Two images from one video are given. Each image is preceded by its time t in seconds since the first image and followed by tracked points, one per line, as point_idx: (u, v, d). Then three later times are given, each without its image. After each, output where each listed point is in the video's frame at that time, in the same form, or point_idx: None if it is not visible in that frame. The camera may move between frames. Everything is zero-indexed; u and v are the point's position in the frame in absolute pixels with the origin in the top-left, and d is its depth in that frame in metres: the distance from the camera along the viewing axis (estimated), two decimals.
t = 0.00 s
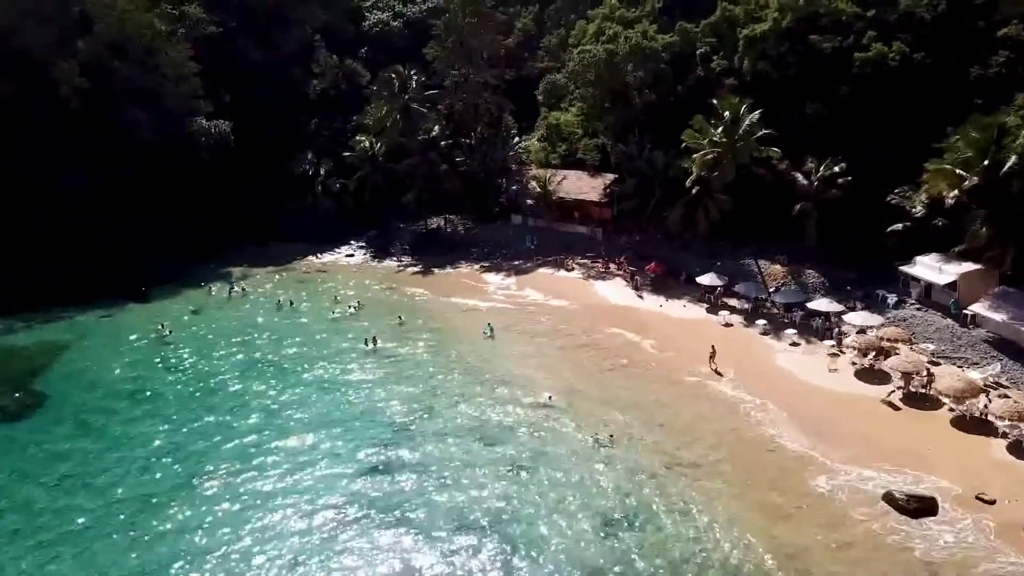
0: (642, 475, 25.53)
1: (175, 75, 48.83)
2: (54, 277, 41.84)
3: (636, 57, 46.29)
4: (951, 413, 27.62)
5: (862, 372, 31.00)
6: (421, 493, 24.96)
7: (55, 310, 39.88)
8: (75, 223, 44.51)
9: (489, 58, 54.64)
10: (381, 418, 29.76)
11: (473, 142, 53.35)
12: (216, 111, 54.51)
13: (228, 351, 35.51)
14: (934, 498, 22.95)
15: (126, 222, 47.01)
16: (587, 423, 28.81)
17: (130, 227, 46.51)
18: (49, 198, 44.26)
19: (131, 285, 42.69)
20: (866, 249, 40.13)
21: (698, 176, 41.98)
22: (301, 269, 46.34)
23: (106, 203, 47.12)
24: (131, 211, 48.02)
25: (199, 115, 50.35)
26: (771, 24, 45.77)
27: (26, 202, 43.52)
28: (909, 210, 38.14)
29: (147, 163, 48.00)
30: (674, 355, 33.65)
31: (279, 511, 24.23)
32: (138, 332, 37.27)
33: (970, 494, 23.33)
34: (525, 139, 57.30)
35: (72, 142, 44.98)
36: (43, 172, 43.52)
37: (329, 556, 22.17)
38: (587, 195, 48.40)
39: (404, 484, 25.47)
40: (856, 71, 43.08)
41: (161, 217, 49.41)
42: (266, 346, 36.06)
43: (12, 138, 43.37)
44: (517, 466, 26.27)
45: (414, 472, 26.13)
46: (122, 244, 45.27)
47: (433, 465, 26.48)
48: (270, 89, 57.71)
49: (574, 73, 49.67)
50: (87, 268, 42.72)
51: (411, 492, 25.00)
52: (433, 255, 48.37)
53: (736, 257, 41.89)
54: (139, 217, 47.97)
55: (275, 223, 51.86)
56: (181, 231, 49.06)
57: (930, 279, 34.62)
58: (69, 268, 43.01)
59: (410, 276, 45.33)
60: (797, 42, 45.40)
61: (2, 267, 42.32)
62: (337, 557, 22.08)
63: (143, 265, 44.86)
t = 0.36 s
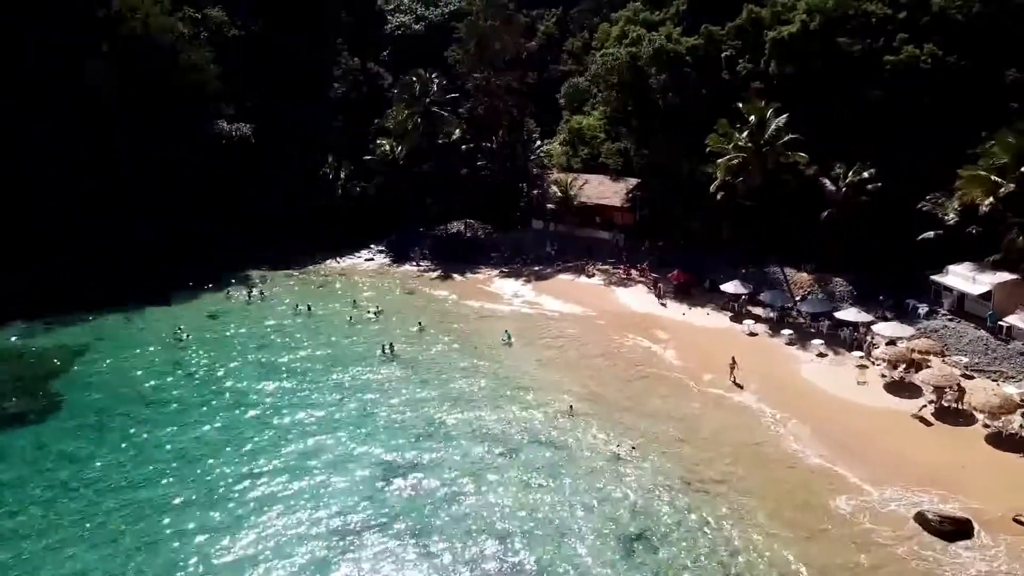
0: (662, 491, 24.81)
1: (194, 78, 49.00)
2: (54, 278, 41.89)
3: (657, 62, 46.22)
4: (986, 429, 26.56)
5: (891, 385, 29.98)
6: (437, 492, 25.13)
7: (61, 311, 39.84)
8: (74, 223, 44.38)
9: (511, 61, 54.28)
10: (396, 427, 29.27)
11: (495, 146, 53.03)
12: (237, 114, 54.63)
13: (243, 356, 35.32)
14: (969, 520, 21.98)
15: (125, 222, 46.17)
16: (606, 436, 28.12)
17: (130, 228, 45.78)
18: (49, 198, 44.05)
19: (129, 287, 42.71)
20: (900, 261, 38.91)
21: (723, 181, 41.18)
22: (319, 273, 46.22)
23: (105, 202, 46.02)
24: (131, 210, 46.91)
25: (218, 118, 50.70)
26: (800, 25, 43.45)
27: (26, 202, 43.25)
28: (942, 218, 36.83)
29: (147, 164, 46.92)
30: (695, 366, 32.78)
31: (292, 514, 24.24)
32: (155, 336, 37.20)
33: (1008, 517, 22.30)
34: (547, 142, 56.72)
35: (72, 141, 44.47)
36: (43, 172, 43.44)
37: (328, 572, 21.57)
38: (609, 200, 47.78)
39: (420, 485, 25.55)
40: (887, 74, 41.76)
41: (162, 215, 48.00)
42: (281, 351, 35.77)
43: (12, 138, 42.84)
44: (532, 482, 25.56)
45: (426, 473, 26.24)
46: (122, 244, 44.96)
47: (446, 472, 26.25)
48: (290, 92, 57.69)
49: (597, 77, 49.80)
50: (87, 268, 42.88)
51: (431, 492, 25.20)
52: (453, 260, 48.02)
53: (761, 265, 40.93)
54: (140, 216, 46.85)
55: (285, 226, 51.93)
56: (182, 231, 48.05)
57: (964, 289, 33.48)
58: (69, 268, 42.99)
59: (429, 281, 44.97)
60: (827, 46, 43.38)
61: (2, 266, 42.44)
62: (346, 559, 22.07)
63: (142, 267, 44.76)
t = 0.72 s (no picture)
0: (683, 507, 24.06)
1: (216, 81, 48.97)
2: (55, 278, 41.50)
3: (683, 65, 45.26)
4: None
5: (923, 399, 28.92)
6: (453, 497, 24.97)
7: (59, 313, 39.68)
8: (74, 222, 43.87)
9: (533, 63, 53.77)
10: (411, 437, 28.70)
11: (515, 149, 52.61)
12: (258, 117, 54.64)
13: (258, 362, 35.02)
14: (1007, 546, 20.97)
15: (125, 222, 45.67)
16: (627, 448, 27.41)
17: (130, 227, 45.29)
18: (49, 198, 43.69)
19: (129, 288, 42.37)
20: (930, 267, 38.08)
21: (748, 187, 40.35)
22: (337, 277, 45.96)
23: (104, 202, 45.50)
24: (131, 210, 46.44)
25: (240, 122, 50.56)
26: (828, 27, 42.20)
27: (25, 202, 42.71)
28: (977, 226, 35.69)
29: (149, 164, 46.60)
30: (715, 378, 31.84)
31: (307, 518, 24.12)
32: (173, 340, 37.04)
33: None
34: (568, 146, 56.13)
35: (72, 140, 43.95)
36: (43, 171, 43.19)
37: None
38: (631, 205, 46.51)
39: (437, 489, 25.41)
40: (919, 78, 40.48)
41: (162, 215, 47.56)
42: (298, 357, 35.40)
43: (12, 137, 42.83)
44: (550, 497, 24.87)
45: (443, 478, 26.02)
46: (122, 244, 44.52)
47: (461, 484, 25.68)
48: (312, 96, 57.62)
49: (620, 79, 49.68)
50: (87, 268, 42.40)
51: (447, 504, 24.63)
52: (472, 265, 47.55)
53: (787, 273, 39.98)
54: (140, 216, 46.38)
55: (282, 226, 51.87)
56: (183, 231, 47.72)
57: (1000, 300, 32.30)
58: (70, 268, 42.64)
59: (448, 286, 44.54)
60: (856, 48, 42.00)
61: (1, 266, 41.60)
62: (361, 567, 21.93)
63: (143, 266, 44.37)
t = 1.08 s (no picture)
0: (705, 523, 23.25)
1: (234, 83, 48.87)
2: (55, 277, 41.48)
3: (706, 66, 44.97)
4: None
5: (954, 412, 27.91)
6: (462, 502, 24.58)
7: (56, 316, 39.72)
8: (74, 222, 43.42)
9: (553, 65, 53.19)
10: (424, 446, 28.05)
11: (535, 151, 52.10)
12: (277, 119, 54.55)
13: (271, 366, 34.64)
14: None
15: (126, 221, 45.12)
16: (646, 460, 26.66)
17: (131, 227, 44.88)
18: (49, 198, 43.19)
19: (130, 290, 42.56)
20: (961, 274, 37.25)
21: (772, 192, 39.40)
22: (352, 281, 45.59)
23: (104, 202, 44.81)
24: (132, 209, 45.70)
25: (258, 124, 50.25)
26: (855, 28, 40.96)
27: (25, 202, 42.34)
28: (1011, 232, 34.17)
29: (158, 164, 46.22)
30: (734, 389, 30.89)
31: (315, 527, 23.62)
32: (188, 344, 36.86)
33: None
34: (588, 148, 55.53)
35: (73, 141, 43.61)
36: (42, 171, 42.62)
37: None
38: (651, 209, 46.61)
39: (448, 494, 25.01)
40: (950, 79, 38.92)
41: (162, 214, 46.83)
42: (312, 362, 34.98)
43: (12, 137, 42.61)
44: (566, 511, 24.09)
45: (456, 483, 25.61)
46: (122, 244, 44.35)
47: (473, 494, 24.98)
48: (331, 97, 57.43)
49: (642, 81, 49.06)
50: (87, 268, 42.50)
51: (459, 517, 23.91)
52: (490, 269, 47.03)
53: (812, 280, 38.98)
54: (140, 215, 45.75)
55: (281, 226, 51.29)
56: (183, 232, 47.16)
57: None
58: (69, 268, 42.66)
59: (465, 291, 44.05)
60: (884, 50, 40.67)
61: None
62: (372, 573, 21.51)
63: (141, 267, 44.48)
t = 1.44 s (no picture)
0: (725, 538, 22.47)
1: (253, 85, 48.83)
2: (54, 277, 41.14)
3: (728, 68, 43.73)
4: None
5: (988, 427, 26.81)
6: (471, 509, 24.09)
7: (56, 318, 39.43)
8: (75, 222, 42.76)
9: (573, 67, 52.59)
10: (436, 453, 27.45)
11: (554, 154, 51.50)
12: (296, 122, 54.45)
13: (283, 372, 34.23)
14: None
15: (126, 220, 44.43)
16: (664, 471, 25.91)
17: (131, 226, 44.29)
18: (49, 197, 42.23)
19: (134, 293, 42.40)
20: (993, 281, 36.09)
21: (797, 197, 38.44)
22: (369, 286, 45.17)
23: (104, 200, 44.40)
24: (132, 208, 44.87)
25: (275, 126, 49.94)
26: (884, 29, 39.78)
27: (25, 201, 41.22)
28: None
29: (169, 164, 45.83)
30: (754, 400, 30.02)
31: (322, 535, 23.11)
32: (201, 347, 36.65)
33: None
34: (609, 152, 54.87)
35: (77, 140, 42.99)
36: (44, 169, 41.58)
37: None
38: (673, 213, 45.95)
39: (457, 497, 24.74)
40: (983, 82, 37.35)
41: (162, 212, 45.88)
42: (324, 367, 34.57)
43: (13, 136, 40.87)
44: (581, 524, 23.34)
45: (467, 487, 25.26)
46: (123, 243, 43.91)
47: (484, 502, 24.47)
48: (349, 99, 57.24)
49: (661, 84, 47.72)
50: (87, 268, 42.21)
51: (468, 527, 23.27)
52: (508, 273, 46.43)
53: (837, 287, 37.97)
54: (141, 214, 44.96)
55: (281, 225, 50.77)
56: (182, 232, 46.40)
57: None
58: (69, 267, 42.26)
59: (482, 296, 43.52)
60: (913, 51, 39.48)
61: None
62: None
63: (141, 266, 44.20)
